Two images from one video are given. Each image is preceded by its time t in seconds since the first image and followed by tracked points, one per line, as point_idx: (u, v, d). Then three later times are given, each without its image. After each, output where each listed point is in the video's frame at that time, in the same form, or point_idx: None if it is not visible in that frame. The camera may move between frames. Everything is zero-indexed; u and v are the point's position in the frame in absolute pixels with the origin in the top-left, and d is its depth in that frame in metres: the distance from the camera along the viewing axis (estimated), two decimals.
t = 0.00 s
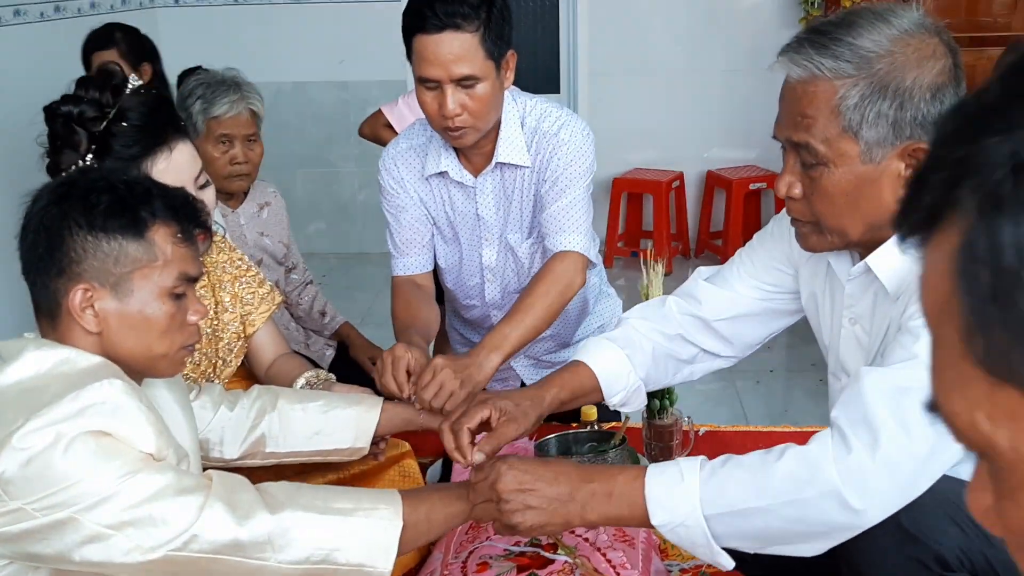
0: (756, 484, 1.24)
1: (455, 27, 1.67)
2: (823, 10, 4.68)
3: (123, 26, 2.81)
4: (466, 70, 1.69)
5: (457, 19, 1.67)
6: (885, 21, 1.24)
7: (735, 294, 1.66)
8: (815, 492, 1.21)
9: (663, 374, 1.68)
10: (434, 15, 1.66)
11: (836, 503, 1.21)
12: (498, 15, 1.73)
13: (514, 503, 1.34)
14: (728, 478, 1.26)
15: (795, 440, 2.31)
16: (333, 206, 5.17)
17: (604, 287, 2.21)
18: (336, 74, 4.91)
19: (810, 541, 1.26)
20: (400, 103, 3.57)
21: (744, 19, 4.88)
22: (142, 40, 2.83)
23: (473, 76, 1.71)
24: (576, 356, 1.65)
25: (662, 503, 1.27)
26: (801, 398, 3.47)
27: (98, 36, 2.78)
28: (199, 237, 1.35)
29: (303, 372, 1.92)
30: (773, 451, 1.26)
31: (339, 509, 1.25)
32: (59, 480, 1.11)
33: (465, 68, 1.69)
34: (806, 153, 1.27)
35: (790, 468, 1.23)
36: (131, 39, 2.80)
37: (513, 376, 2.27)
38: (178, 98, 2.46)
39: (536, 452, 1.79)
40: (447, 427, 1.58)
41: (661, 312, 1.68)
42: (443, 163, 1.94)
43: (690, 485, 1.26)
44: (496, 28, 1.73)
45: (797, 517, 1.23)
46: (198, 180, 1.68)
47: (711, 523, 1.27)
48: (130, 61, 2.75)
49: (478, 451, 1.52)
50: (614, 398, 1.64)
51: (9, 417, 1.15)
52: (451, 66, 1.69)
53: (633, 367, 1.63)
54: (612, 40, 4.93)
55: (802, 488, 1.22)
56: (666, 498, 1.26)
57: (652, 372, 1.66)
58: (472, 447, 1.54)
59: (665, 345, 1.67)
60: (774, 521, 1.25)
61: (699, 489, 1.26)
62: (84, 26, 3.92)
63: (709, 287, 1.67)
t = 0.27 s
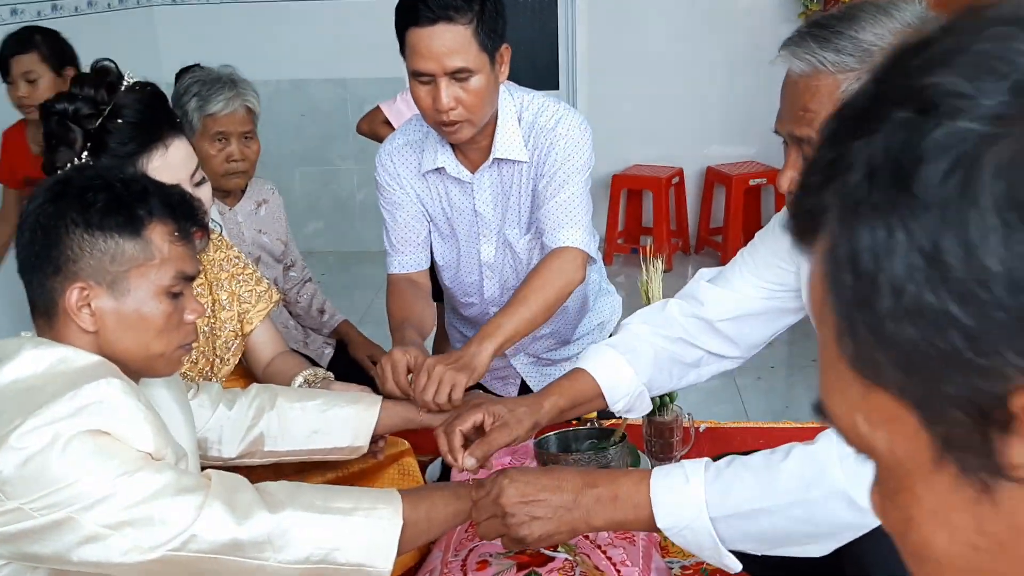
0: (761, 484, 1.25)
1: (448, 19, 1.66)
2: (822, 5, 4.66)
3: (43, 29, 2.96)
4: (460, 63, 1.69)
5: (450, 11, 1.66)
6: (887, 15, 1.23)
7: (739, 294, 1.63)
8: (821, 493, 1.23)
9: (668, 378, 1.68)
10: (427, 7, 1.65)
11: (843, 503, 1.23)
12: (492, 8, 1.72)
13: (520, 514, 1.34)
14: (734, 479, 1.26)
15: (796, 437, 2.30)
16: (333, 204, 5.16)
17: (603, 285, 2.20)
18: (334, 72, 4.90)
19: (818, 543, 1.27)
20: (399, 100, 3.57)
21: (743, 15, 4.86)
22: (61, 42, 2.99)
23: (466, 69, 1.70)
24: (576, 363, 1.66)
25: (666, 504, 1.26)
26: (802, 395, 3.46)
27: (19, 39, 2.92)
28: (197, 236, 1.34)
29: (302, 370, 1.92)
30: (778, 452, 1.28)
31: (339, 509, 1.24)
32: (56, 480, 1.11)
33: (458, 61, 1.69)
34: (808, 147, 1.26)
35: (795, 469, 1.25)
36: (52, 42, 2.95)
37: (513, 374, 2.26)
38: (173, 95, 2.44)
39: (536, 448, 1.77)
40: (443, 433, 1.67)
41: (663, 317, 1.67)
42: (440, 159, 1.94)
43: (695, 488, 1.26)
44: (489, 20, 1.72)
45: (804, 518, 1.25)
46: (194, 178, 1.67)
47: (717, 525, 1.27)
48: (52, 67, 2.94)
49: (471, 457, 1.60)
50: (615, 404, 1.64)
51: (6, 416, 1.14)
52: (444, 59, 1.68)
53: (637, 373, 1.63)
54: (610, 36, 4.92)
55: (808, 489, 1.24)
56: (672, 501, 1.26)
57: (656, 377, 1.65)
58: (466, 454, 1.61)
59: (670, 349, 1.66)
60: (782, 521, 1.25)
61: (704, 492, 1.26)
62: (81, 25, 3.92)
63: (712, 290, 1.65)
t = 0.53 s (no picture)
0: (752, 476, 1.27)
1: (440, 19, 1.68)
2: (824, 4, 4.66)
3: None
4: (453, 63, 1.70)
5: (441, 11, 1.68)
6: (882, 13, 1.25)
7: (735, 289, 1.66)
8: (810, 484, 1.25)
9: (668, 370, 1.67)
10: (419, 8, 1.67)
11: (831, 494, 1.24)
12: (484, 8, 1.74)
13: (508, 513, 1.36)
14: (723, 472, 1.27)
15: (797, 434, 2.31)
16: (337, 205, 5.19)
17: (603, 282, 2.22)
18: (338, 73, 4.92)
19: (805, 526, 1.30)
20: (402, 101, 3.59)
21: (745, 14, 4.87)
22: None
23: (459, 68, 1.71)
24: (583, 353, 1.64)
25: (656, 495, 1.27)
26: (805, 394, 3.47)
27: None
28: (203, 237, 1.36)
29: (305, 368, 1.94)
30: (769, 443, 1.29)
31: (340, 504, 1.26)
32: (62, 476, 1.13)
33: (450, 61, 1.70)
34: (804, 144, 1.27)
35: (788, 459, 1.26)
36: None
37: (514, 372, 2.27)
38: (178, 97, 2.48)
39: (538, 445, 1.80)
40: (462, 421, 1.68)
41: (664, 308, 1.67)
42: (437, 158, 1.96)
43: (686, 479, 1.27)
44: (481, 19, 1.73)
45: (793, 508, 1.27)
46: (199, 178, 1.69)
47: (708, 515, 1.28)
48: None
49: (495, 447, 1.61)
50: (621, 395, 1.63)
51: (12, 414, 1.16)
52: (437, 59, 1.70)
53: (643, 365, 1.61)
54: (613, 36, 4.93)
55: (799, 480, 1.25)
56: (662, 493, 1.27)
57: (659, 368, 1.64)
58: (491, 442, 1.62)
59: (670, 341, 1.65)
60: (770, 510, 1.27)
61: (695, 483, 1.27)
62: (87, 27, 3.95)
63: (711, 285, 1.67)
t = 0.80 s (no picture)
0: (749, 476, 1.25)
1: (437, 21, 1.68)
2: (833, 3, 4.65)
3: None
4: (451, 64, 1.70)
5: (438, 13, 1.67)
6: (882, 9, 1.24)
7: (738, 284, 1.65)
8: (806, 483, 1.23)
9: (665, 364, 1.69)
10: (416, 10, 1.67)
11: (826, 492, 1.23)
12: (481, 8, 1.73)
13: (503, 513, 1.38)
14: (718, 473, 1.26)
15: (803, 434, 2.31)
16: (347, 206, 5.20)
17: (606, 282, 2.21)
18: (347, 75, 4.94)
19: (801, 525, 1.28)
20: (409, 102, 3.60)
21: (754, 13, 4.86)
22: None
23: (458, 69, 1.71)
24: (580, 345, 1.68)
25: (654, 497, 1.28)
26: (814, 393, 3.46)
27: None
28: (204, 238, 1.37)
29: (310, 369, 1.94)
30: (764, 444, 1.27)
31: (341, 503, 1.26)
32: (65, 476, 1.13)
33: (449, 62, 1.70)
34: (805, 141, 1.26)
35: (782, 460, 1.24)
36: None
37: (516, 372, 2.27)
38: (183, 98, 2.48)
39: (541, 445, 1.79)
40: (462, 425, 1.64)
41: (663, 301, 1.69)
42: (437, 157, 1.96)
43: (683, 481, 1.27)
44: (479, 20, 1.73)
45: (787, 508, 1.25)
46: (202, 180, 1.70)
47: (705, 517, 1.28)
48: None
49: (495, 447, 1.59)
50: (617, 388, 1.66)
51: (15, 414, 1.17)
52: (435, 60, 1.70)
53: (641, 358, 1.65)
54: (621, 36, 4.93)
55: (794, 480, 1.23)
56: (659, 496, 1.27)
57: (656, 363, 1.67)
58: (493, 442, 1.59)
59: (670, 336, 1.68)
60: (767, 510, 1.26)
61: (691, 484, 1.26)
62: (97, 30, 3.98)
63: (711, 279, 1.66)
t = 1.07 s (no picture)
0: (771, 488, 1.23)
1: (445, 29, 1.67)
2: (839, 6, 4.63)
3: None
4: (459, 71, 1.70)
5: (446, 21, 1.67)
6: (897, 12, 1.23)
7: (749, 290, 1.65)
8: (831, 496, 1.20)
9: (678, 372, 1.69)
10: (423, 19, 1.67)
11: (852, 508, 1.20)
12: (488, 15, 1.73)
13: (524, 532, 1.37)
14: (742, 486, 1.25)
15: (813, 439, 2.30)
16: (352, 210, 5.21)
17: (616, 288, 2.21)
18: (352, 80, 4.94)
19: (827, 540, 1.25)
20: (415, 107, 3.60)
21: (758, 17, 4.85)
22: None
23: (465, 77, 1.71)
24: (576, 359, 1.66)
25: (673, 510, 1.27)
26: (822, 398, 3.44)
27: None
28: (215, 246, 1.37)
29: (319, 377, 1.94)
30: (786, 457, 1.24)
31: (352, 513, 1.26)
32: (76, 486, 1.13)
33: (456, 70, 1.69)
34: (817, 144, 1.26)
35: (804, 474, 1.21)
36: None
37: (524, 379, 2.26)
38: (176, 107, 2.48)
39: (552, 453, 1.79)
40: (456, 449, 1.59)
41: (669, 311, 1.67)
42: (446, 165, 1.95)
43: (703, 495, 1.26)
44: (486, 27, 1.73)
45: (813, 522, 1.22)
46: (212, 188, 1.70)
47: (728, 531, 1.27)
48: None
49: (483, 461, 1.53)
50: (618, 399, 1.64)
51: (27, 424, 1.17)
52: (443, 68, 1.69)
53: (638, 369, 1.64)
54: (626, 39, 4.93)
55: (817, 494, 1.20)
56: (680, 508, 1.27)
57: (661, 374, 1.67)
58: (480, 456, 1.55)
59: (679, 346, 1.67)
60: (791, 525, 1.24)
61: (714, 498, 1.26)
62: (103, 36, 3.99)
63: (721, 285, 1.66)
